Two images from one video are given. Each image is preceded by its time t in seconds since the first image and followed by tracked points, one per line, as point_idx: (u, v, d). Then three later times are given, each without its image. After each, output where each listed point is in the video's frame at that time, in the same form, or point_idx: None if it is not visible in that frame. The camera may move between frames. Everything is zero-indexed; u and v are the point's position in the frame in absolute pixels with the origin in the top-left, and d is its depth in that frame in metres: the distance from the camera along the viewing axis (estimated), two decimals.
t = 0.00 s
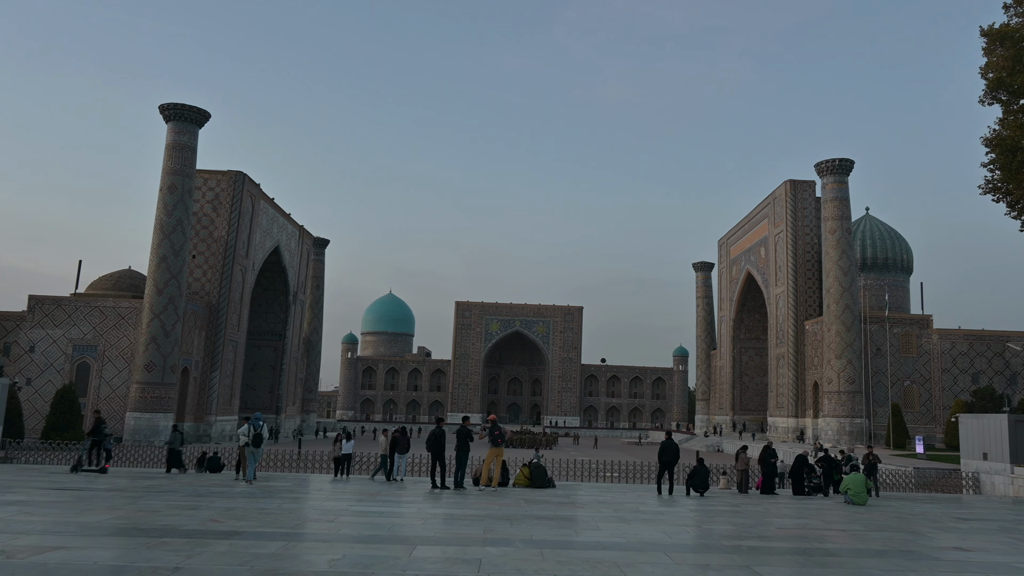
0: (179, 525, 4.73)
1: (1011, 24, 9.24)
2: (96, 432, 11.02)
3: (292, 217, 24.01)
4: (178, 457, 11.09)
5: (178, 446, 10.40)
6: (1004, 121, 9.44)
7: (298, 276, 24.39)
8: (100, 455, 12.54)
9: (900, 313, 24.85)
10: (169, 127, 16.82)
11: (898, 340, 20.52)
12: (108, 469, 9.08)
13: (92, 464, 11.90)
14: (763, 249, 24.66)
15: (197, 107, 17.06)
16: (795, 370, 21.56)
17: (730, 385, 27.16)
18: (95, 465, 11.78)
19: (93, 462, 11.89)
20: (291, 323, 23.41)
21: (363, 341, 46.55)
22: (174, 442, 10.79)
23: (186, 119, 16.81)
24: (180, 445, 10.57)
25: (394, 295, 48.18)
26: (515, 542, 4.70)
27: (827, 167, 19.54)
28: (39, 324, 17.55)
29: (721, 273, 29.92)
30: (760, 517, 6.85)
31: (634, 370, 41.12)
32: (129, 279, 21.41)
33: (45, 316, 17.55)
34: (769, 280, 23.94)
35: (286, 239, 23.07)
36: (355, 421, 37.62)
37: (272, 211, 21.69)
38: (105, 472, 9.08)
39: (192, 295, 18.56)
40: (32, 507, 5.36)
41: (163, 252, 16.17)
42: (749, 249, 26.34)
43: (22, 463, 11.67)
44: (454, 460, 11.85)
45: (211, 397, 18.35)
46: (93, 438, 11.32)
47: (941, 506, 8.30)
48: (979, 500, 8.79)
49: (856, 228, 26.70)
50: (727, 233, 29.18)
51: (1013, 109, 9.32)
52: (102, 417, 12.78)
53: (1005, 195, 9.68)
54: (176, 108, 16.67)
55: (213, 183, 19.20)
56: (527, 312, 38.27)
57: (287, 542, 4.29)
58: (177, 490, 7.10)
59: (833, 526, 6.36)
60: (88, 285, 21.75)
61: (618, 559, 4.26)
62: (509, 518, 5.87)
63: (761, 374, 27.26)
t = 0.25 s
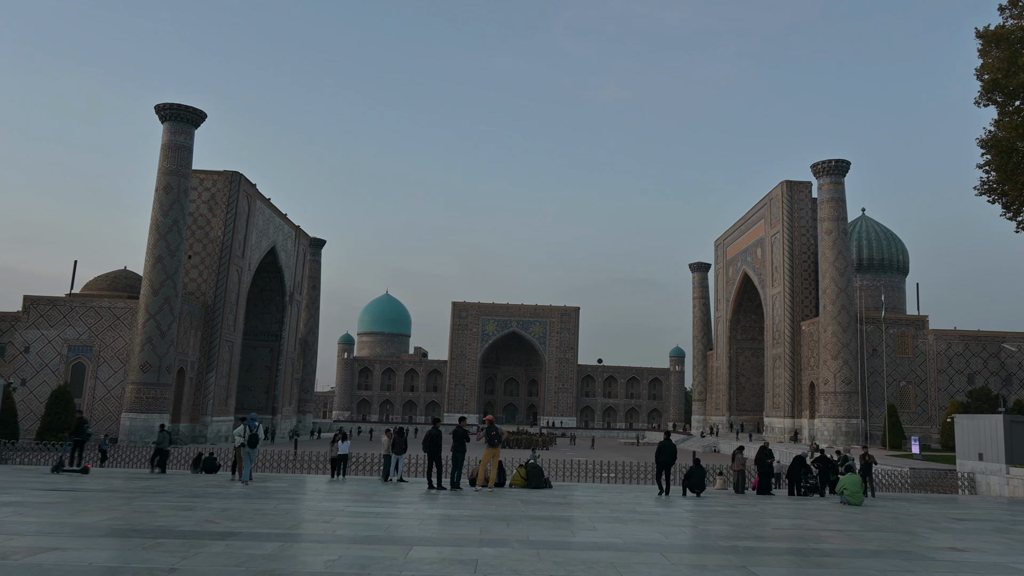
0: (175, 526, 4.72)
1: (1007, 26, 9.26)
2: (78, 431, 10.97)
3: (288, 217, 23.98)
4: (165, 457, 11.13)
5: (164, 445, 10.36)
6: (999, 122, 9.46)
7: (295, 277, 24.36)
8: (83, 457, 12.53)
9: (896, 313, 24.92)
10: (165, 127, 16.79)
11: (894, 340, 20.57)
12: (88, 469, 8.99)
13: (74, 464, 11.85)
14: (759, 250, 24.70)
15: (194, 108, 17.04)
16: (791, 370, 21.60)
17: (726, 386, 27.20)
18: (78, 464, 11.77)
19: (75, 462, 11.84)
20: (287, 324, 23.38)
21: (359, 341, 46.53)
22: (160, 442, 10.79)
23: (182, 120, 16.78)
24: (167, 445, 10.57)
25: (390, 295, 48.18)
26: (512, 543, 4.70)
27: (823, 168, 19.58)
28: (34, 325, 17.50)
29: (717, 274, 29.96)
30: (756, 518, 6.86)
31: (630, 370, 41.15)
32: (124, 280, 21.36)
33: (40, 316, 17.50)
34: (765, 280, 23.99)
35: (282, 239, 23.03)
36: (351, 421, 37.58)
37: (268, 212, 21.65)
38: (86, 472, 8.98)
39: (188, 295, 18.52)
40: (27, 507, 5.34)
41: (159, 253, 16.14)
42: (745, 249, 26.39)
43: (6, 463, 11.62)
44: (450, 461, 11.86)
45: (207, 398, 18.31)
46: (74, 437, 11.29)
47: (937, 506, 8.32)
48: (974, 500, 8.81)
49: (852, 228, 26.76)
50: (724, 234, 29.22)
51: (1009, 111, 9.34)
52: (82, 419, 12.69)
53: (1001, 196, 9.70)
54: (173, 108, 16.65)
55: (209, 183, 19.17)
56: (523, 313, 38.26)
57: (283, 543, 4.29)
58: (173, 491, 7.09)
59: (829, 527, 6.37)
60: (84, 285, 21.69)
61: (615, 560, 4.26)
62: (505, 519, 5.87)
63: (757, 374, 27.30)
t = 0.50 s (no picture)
0: (171, 527, 4.70)
1: (1002, 27, 9.29)
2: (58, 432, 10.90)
3: (285, 218, 23.94)
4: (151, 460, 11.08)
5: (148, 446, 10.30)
6: (995, 123, 9.48)
7: (291, 278, 24.32)
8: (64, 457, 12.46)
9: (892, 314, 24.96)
10: (161, 128, 16.75)
11: (890, 341, 20.61)
12: (70, 469, 8.89)
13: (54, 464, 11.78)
14: (756, 251, 24.73)
15: (190, 108, 17.01)
16: (788, 371, 21.63)
17: (723, 386, 27.22)
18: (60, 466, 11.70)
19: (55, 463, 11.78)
20: (283, 325, 23.33)
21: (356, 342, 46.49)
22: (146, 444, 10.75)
23: (178, 120, 16.76)
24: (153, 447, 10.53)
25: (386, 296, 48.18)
26: (508, 543, 4.69)
27: (820, 168, 19.61)
28: (29, 326, 17.44)
29: (714, 274, 29.99)
30: (753, 518, 6.86)
31: (627, 371, 41.16)
32: (120, 281, 21.31)
33: (35, 317, 17.44)
34: (762, 281, 24.02)
35: (278, 240, 23.00)
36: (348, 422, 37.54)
37: (264, 213, 21.61)
38: (67, 473, 8.88)
39: (184, 296, 18.47)
40: (21, 509, 5.31)
41: (155, 253, 16.10)
42: (742, 250, 26.41)
43: None
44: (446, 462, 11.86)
45: (203, 399, 18.27)
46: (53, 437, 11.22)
47: (933, 506, 8.32)
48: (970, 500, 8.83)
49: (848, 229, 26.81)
50: (720, 234, 29.26)
51: (1004, 111, 9.36)
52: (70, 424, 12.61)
53: (996, 197, 9.72)
54: (169, 108, 16.62)
55: (205, 184, 19.13)
56: (520, 313, 38.26)
57: (279, 543, 4.27)
58: (168, 492, 7.06)
59: (826, 527, 6.36)
60: (79, 286, 21.63)
61: (612, 561, 4.26)
62: (502, 520, 5.86)
63: (753, 375, 27.33)
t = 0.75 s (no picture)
0: (167, 528, 4.69)
1: (997, 28, 9.32)
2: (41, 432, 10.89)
3: (281, 218, 23.91)
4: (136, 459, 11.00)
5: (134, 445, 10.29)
6: (991, 124, 9.51)
7: (288, 278, 24.28)
8: (45, 458, 12.36)
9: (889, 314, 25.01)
10: (157, 128, 16.72)
11: (887, 341, 20.65)
12: (52, 469, 8.81)
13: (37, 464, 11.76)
14: (753, 251, 24.77)
15: (186, 109, 16.98)
16: (784, 371, 21.65)
17: (720, 387, 27.25)
18: (42, 466, 11.61)
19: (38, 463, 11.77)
20: (280, 325, 23.30)
21: (352, 343, 46.47)
22: (131, 443, 10.69)
23: (175, 120, 16.73)
24: (137, 447, 10.47)
25: (383, 296, 48.17)
26: (505, 544, 4.68)
27: (816, 169, 19.65)
28: (25, 326, 17.39)
29: (711, 275, 30.02)
30: (750, 519, 6.86)
31: (624, 371, 41.17)
32: (116, 282, 21.26)
33: (31, 318, 17.39)
34: (759, 281, 24.05)
35: (275, 240, 22.97)
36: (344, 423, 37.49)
37: (261, 213, 21.58)
38: (49, 474, 8.79)
39: (180, 297, 18.44)
40: (16, 510, 5.29)
41: (151, 254, 16.07)
42: (739, 250, 26.44)
43: None
44: (442, 464, 11.84)
45: (199, 400, 18.23)
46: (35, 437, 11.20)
47: (929, 506, 8.34)
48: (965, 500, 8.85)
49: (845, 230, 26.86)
50: (717, 235, 29.32)
51: (999, 113, 9.39)
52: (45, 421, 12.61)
53: (992, 198, 9.74)
54: (165, 108, 16.58)
55: (201, 184, 19.11)
56: (517, 314, 38.25)
57: (276, 544, 4.26)
58: (164, 493, 7.03)
59: (822, 527, 6.37)
60: (75, 287, 21.57)
61: (608, 561, 4.25)
62: (499, 520, 5.85)
63: (750, 375, 27.36)
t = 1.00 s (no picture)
0: (163, 530, 4.68)
1: (993, 29, 9.34)
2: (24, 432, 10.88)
3: (277, 219, 23.87)
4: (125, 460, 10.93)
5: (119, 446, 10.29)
6: (986, 125, 9.53)
7: (284, 279, 24.25)
8: (29, 459, 12.30)
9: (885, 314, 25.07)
10: (153, 129, 16.67)
11: (883, 342, 20.69)
12: (34, 470, 8.80)
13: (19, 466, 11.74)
14: (749, 252, 24.81)
15: (182, 109, 16.95)
16: (781, 372, 21.68)
17: (717, 387, 27.27)
18: (24, 467, 11.56)
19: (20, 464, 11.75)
20: (276, 326, 23.26)
21: (349, 344, 46.42)
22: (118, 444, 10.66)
23: (170, 121, 16.69)
24: (124, 448, 10.46)
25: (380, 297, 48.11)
26: (502, 545, 4.67)
27: (813, 170, 19.67)
28: (20, 328, 17.33)
29: (707, 275, 30.05)
30: (746, 519, 6.87)
31: (621, 372, 41.19)
32: (112, 283, 21.21)
33: (26, 319, 17.34)
34: (755, 282, 24.07)
35: (271, 241, 22.93)
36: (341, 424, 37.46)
37: (256, 214, 21.54)
38: (30, 475, 8.78)
39: (176, 298, 18.40)
40: (10, 512, 5.27)
41: (147, 255, 16.02)
42: (735, 251, 26.47)
43: None
44: (437, 465, 11.83)
45: (195, 401, 18.19)
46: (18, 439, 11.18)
47: (925, 506, 8.36)
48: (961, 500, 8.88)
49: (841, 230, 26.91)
50: (713, 236, 29.36)
51: (995, 113, 9.42)
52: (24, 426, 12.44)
53: (988, 198, 9.76)
54: (160, 109, 16.54)
55: (197, 184, 19.07)
56: (514, 314, 38.25)
57: (272, 546, 4.25)
58: (160, 494, 7.01)
59: (819, 527, 6.37)
60: (70, 288, 21.51)
61: (605, 562, 4.25)
62: (496, 521, 5.84)
63: (746, 375, 27.39)
